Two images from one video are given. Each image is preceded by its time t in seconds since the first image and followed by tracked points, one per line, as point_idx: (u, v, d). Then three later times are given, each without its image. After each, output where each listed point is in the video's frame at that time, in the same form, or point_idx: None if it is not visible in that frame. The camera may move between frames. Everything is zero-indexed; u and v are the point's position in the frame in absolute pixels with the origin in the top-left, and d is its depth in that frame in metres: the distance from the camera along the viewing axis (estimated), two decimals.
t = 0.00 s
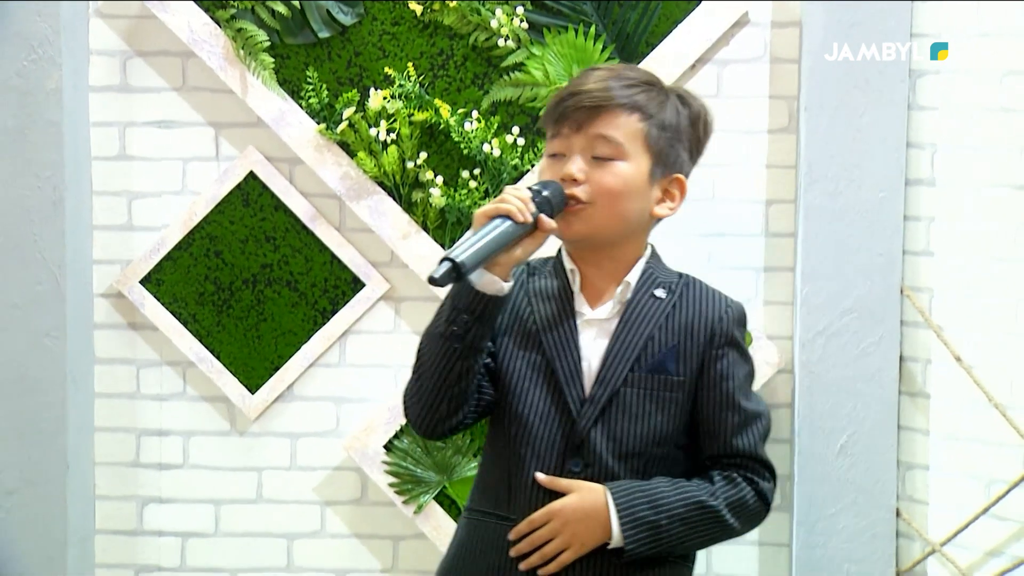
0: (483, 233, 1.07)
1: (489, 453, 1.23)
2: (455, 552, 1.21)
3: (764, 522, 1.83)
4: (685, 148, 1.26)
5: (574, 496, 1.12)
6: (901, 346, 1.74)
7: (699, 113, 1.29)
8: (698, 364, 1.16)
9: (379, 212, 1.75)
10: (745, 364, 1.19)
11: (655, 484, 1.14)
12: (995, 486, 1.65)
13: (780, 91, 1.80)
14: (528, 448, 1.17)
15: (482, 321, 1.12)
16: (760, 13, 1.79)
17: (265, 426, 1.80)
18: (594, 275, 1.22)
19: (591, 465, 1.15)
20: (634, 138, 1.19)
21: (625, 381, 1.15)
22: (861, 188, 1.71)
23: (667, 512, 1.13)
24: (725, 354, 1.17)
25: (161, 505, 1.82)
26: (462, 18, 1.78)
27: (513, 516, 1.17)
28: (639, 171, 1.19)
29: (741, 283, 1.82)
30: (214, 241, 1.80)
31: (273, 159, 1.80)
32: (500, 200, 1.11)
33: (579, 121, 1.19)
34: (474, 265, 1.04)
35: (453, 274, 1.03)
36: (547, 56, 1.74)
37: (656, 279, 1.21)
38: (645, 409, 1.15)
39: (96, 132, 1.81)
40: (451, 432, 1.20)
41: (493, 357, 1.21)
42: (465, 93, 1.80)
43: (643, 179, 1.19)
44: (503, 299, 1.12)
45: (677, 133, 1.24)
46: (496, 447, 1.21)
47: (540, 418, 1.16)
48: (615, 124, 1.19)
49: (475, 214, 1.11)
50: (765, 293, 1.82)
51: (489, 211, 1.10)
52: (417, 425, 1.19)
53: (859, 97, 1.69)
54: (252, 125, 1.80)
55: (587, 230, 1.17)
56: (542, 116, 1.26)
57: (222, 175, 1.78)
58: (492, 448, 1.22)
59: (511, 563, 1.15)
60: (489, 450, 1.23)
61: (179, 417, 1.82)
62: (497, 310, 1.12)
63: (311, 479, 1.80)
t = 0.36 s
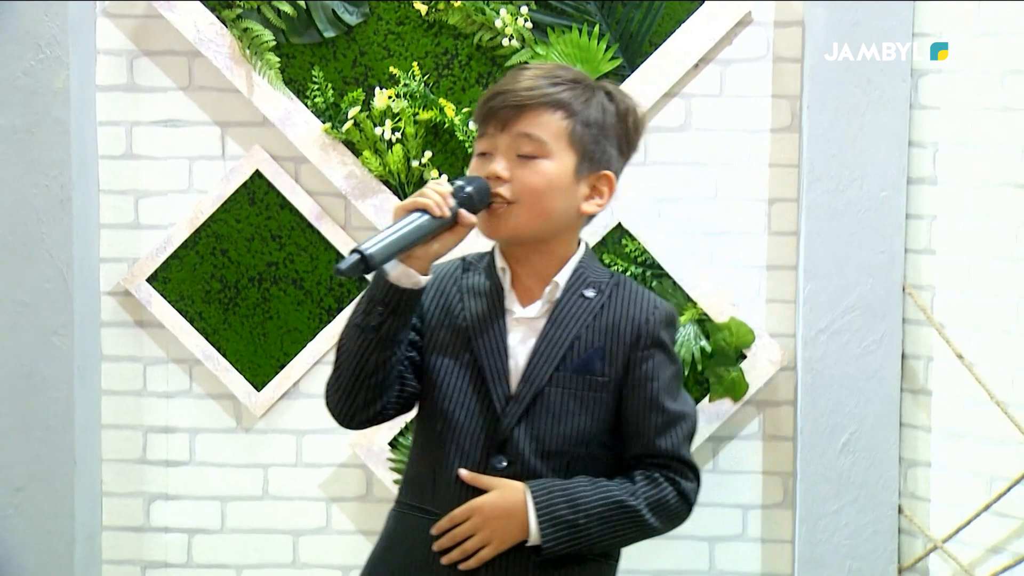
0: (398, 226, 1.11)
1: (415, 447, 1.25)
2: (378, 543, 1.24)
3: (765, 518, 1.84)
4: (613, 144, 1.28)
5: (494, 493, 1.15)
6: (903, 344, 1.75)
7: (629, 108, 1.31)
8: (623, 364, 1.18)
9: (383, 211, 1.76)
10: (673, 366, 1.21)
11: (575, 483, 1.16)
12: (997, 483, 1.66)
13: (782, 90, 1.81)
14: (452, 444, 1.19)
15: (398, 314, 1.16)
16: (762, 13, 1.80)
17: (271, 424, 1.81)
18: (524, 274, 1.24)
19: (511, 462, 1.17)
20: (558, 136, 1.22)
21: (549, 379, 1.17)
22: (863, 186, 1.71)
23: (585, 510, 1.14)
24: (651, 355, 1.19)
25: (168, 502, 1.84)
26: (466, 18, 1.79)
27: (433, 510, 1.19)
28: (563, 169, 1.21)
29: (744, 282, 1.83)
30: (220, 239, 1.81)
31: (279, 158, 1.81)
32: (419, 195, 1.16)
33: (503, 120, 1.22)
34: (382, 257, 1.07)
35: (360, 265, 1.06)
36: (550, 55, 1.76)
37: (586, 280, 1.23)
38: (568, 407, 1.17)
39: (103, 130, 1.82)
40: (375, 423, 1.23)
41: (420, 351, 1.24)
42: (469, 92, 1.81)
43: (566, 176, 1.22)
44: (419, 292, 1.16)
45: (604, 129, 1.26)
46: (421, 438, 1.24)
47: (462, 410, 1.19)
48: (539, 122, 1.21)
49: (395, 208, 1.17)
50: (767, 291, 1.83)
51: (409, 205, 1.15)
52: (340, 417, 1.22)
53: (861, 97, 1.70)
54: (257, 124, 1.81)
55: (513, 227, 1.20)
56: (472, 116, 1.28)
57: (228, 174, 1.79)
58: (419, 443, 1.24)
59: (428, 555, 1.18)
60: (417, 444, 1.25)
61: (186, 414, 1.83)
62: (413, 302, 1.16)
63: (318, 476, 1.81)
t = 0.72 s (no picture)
0: (336, 242, 1.18)
1: (366, 447, 1.37)
2: (335, 540, 1.36)
3: (769, 515, 1.86)
4: (545, 142, 1.40)
5: (439, 493, 1.26)
6: (907, 342, 1.76)
7: (559, 108, 1.44)
8: (560, 362, 1.31)
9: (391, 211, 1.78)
10: (610, 359, 1.33)
11: (516, 480, 1.28)
12: (999, 479, 1.70)
13: (786, 90, 1.82)
14: (398, 444, 1.31)
15: (341, 328, 1.26)
16: (766, 12, 1.81)
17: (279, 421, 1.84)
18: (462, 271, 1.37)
19: (456, 462, 1.29)
20: (490, 136, 1.33)
21: (490, 379, 1.29)
22: (867, 186, 1.71)
23: (527, 507, 1.26)
24: (587, 352, 1.31)
25: (178, 498, 1.87)
26: (473, 18, 1.80)
27: (384, 510, 1.31)
28: (495, 168, 1.33)
29: (748, 280, 1.85)
30: (229, 238, 1.83)
31: (288, 158, 1.83)
32: (355, 208, 1.23)
33: (438, 120, 1.34)
34: (321, 275, 1.14)
35: (300, 284, 1.12)
36: (556, 56, 1.80)
37: (523, 278, 1.35)
38: (509, 404, 1.29)
39: (113, 130, 1.84)
40: (325, 430, 1.35)
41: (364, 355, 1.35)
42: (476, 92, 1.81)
43: (500, 176, 1.33)
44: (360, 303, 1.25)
45: (535, 129, 1.38)
46: (371, 437, 1.36)
47: (406, 410, 1.31)
48: (472, 123, 1.33)
49: (333, 222, 1.24)
50: (771, 289, 1.85)
51: (346, 218, 1.23)
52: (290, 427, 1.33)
53: (865, 97, 1.70)
54: (266, 124, 1.83)
55: (450, 224, 1.32)
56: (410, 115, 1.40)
57: (236, 173, 1.81)
58: (369, 443, 1.36)
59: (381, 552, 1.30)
60: (366, 445, 1.37)
61: (196, 411, 1.86)
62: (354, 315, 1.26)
63: (326, 472, 1.83)
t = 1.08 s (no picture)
0: (313, 257, 1.18)
1: (355, 452, 1.38)
2: (329, 547, 1.37)
3: (774, 512, 1.87)
4: (513, 136, 1.41)
5: (426, 494, 1.27)
6: (912, 340, 1.77)
7: (524, 100, 1.45)
8: (540, 355, 1.31)
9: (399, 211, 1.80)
10: (590, 349, 1.34)
11: (503, 476, 1.28)
12: (1004, 477, 1.73)
13: (791, 90, 1.82)
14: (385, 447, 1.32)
15: (324, 339, 1.27)
16: (772, 12, 1.81)
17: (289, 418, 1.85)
18: (440, 273, 1.38)
19: (442, 462, 1.30)
20: (460, 136, 1.33)
21: (470, 377, 1.30)
22: (872, 185, 1.72)
23: (515, 502, 1.27)
24: (567, 343, 1.32)
25: (187, 495, 1.88)
26: (480, 19, 1.82)
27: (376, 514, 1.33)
28: (468, 168, 1.33)
29: (753, 279, 1.86)
30: (238, 237, 1.85)
31: (297, 157, 1.84)
32: (329, 220, 1.22)
33: (406, 124, 1.33)
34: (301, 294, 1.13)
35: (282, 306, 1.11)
36: (563, 56, 1.81)
37: (499, 273, 1.35)
38: (491, 401, 1.30)
39: (124, 130, 1.85)
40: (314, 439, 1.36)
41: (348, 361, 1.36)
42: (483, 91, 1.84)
43: (473, 176, 1.34)
44: (342, 313, 1.27)
45: (504, 124, 1.39)
46: (358, 442, 1.37)
47: (389, 413, 1.32)
48: (441, 124, 1.33)
49: (308, 235, 1.23)
50: (776, 287, 1.86)
51: (321, 231, 1.22)
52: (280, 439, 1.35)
53: (870, 97, 1.70)
54: (274, 124, 1.84)
55: (426, 228, 1.32)
56: (375, 118, 1.39)
57: (245, 173, 1.82)
58: (357, 448, 1.37)
59: (374, 557, 1.31)
60: (355, 450, 1.38)
61: (205, 409, 1.87)
62: (337, 325, 1.27)
63: (334, 469, 1.85)
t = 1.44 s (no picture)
0: (325, 258, 1.20)
1: (366, 454, 1.40)
2: (340, 552, 1.40)
3: (782, 511, 1.88)
4: (530, 136, 1.42)
5: (433, 499, 1.29)
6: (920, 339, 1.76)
7: (542, 99, 1.45)
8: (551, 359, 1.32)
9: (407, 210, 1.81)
10: (603, 353, 1.34)
11: (510, 482, 1.29)
12: (1011, 476, 1.76)
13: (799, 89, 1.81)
14: (393, 450, 1.33)
15: (334, 342, 1.28)
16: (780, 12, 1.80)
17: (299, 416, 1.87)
18: (454, 274, 1.39)
19: (451, 466, 1.31)
20: (475, 139, 1.34)
21: (480, 381, 1.31)
22: (879, 185, 1.72)
23: (522, 507, 1.28)
24: (578, 348, 1.32)
25: (198, 493, 1.89)
26: (489, 19, 1.83)
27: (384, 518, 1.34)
28: (482, 171, 1.35)
29: (761, 278, 1.86)
30: (248, 236, 1.86)
31: (306, 157, 1.85)
32: (343, 220, 1.25)
33: (421, 126, 1.34)
34: (310, 295, 1.15)
35: (290, 306, 1.14)
36: (572, 56, 1.83)
37: (512, 275, 1.36)
38: (500, 405, 1.31)
39: (136, 130, 1.86)
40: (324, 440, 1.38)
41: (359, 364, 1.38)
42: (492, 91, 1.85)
43: (487, 179, 1.35)
44: (353, 315, 1.28)
45: (520, 125, 1.39)
46: (369, 446, 1.38)
47: (399, 417, 1.33)
48: (456, 127, 1.34)
49: (322, 235, 1.26)
50: (784, 287, 1.86)
51: (334, 231, 1.25)
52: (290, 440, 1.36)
53: (879, 97, 1.70)
54: (284, 124, 1.85)
55: (439, 231, 1.33)
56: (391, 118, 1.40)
57: (256, 172, 1.83)
58: (368, 450, 1.39)
59: (382, 561, 1.33)
60: (365, 452, 1.40)
61: (216, 407, 1.88)
62: (347, 327, 1.29)
63: (344, 467, 1.87)
